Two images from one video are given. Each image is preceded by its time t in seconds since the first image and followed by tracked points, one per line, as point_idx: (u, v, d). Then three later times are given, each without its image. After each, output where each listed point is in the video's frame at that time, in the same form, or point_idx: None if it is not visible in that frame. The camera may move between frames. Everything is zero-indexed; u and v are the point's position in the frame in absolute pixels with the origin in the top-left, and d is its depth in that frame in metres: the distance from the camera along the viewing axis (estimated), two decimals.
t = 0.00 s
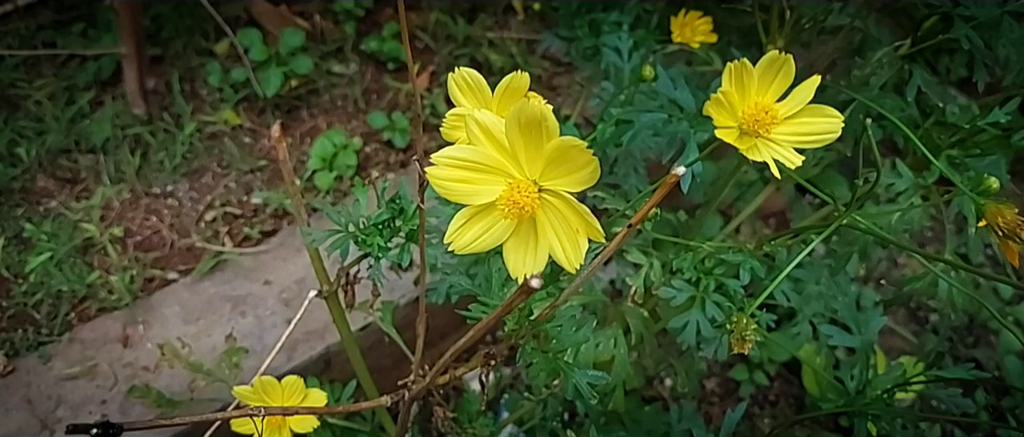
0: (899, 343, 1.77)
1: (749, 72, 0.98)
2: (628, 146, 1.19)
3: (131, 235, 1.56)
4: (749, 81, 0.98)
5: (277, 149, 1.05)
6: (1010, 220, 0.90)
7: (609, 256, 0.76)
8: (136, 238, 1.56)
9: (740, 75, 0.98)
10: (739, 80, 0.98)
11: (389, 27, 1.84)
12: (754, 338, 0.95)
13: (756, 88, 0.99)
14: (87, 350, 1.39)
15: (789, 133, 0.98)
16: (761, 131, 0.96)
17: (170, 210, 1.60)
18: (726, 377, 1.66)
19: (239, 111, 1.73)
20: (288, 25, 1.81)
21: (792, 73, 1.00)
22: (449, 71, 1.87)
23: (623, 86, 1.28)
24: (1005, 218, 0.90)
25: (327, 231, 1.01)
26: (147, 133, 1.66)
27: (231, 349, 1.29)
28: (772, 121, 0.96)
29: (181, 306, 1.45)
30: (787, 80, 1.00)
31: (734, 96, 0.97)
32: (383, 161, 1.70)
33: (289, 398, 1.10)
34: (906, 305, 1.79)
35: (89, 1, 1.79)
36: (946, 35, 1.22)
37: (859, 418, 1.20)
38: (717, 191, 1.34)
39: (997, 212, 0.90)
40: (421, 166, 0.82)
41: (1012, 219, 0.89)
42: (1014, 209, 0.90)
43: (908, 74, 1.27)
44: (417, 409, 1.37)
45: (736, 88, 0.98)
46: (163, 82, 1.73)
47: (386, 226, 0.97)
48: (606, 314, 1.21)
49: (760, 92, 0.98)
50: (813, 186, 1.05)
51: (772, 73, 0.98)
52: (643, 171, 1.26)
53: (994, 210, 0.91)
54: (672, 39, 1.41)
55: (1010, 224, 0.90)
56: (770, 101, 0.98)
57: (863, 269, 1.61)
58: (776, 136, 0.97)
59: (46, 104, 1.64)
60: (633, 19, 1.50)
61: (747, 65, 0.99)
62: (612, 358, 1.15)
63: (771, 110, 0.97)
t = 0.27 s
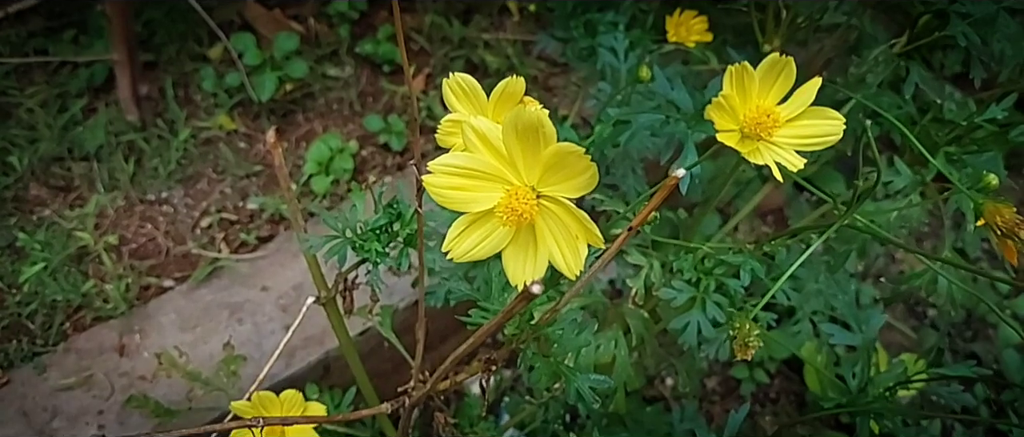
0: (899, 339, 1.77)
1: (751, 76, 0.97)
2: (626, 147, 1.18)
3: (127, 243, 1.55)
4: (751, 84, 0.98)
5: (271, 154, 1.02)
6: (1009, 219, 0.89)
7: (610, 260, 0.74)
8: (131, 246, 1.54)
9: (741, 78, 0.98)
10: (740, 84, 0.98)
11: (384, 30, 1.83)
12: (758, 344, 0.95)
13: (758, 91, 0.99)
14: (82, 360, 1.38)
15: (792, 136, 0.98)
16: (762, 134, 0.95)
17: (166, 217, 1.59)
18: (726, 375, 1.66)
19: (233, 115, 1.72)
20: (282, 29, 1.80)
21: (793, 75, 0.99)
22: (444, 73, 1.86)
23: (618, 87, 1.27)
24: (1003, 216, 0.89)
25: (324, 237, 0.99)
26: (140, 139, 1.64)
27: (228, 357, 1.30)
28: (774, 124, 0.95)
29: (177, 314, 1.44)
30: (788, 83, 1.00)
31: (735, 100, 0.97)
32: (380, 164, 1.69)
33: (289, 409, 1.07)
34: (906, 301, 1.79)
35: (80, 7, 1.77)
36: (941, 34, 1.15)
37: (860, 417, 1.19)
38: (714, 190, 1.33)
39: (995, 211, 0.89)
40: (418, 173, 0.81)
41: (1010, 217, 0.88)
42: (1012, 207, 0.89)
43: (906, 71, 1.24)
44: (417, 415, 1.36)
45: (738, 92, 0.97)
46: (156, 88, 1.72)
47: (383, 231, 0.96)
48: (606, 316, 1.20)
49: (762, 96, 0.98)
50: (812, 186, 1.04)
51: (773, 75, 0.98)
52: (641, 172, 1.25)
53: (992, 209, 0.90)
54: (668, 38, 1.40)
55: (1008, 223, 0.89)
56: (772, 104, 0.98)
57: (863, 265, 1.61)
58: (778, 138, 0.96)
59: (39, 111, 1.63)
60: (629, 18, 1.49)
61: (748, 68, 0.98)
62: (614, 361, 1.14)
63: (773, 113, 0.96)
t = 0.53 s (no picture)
0: (891, 336, 1.78)
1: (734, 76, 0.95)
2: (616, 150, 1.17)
3: (115, 253, 1.54)
4: (734, 84, 0.96)
5: (256, 163, 1.00)
6: (1000, 216, 0.89)
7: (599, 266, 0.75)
8: (120, 256, 1.54)
9: (723, 78, 0.96)
10: (723, 83, 0.96)
11: (371, 35, 1.82)
12: (751, 351, 0.97)
13: (741, 91, 0.97)
14: (72, 372, 1.37)
15: (775, 136, 0.97)
16: (746, 135, 0.94)
17: (154, 226, 1.58)
18: (720, 375, 1.66)
19: (221, 123, 1.71)
20: (269, 36, 1.79)
21: (775, 75, 0.98)
22: (433, 77, 1.85)
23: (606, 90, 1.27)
24: (995, 214, 0.89)
25: (312, 246, 0.98)
26: (128, 149, 1.63)
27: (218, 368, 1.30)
28: (758, 125, 0.95)
29: (167, 324, 1.43)
30: (770, 82, 0.98)
31: (718, 100, 0.95)
32: (369, 169, 1.69)
33: (277, 420, 1.05)
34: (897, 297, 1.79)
35: (65, 16, 1.75)
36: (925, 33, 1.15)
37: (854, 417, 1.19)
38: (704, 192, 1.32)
39: (986, 209, 0.90)
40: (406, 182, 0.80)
41: (1002, 215, 0.89)
42: (1003, 205, 0.90)
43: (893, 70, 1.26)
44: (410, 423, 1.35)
45: (721, 92, 0.96)
46: (143, 96, 1.71)
47: (372, 239, 0.95)
48: (598, 319, 1.20)
49: (745, 96, 0.97)
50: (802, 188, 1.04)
51: (755, 76, 0.97)
52: (630, 174, 1.24)
53: (983, 207, 0.90)
54: (655, 41, 1.40)
55: (999, 221, 0.89)
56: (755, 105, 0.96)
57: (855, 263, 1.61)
58: (762, 139, 0.96)
59: (24, 122, 1.62)
60: (617, 20, 1.49)
61: (731, 68, 0.96)
62: (607, 365, 1.14)
63: (756, 113, 0.95)
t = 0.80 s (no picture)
0: (881, 334, 1.78)
1: (721, 83, 0.96)
2: (604, 153, 1.17)
3: (102, 261, 1.53)
4: (721, 91, 0.97)
5: (243, 168, 1.00)
6: (986, 219, 0.89)
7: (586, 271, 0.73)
8: (107, 264, 1.53)
9: (710, 85, 0.96)
10: (710, 91, 0.97)
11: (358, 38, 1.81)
12: (735, 352, 0.96)
13: (729, 98, 0.98)
14: (59, 382, 1.36)
15: (763, 143, 0.97)
16: (732, 142, 0.95)
17: (141, 233, 1.57)
18: (711, 375, 1.66)
19: (208, 128, 1.70)
20: (255, 40, 1.78)
21: (763, 81, 0.98)
22: (421, 79, 1.84)
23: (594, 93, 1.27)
24: (981, 216, 0.89)
25: (299, 253, 0.98)
26: (114, 156, 1.62)
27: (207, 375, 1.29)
28: (744, 132, 0.95)
29: (155, 332, 1.42)
30: (758, 88, 0.98)
31: (705, 108, 0.96)
32: (357, 174, 1.68)
33: (265, 429, 1.03)
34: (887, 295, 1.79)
35: (49, 22, 1.74)
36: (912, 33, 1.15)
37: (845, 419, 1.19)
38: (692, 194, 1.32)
39: (973, 211, 0.89)
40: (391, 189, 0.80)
41: (988, 217, 0.88)
42: (990, 206, 0.89)
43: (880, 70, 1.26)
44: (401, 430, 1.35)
45: (707, 99, 0.96)
46: (129, 102, 1.70)
47: (359, 245, 0.95)
48: (588, 323, 1.19)
49: (732, 103, 0.97)
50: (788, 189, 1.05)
51: (742, 83, 0.97)
52: (619, 177, 1.24)
53: (971, 209, 0.90)
54: (642, 43, 1.38)
55: (986, 223, 0.89)
56: (742, 112, 0.97)
57: (844, 261, 1.61)
58: (749, 146, 0.96)
59: (8, 130, 1.60)
60: (604, 22, 1.49)
61: (717, 75, 0.97)
62: (598, 369, 1.14)
63: (743, 120, 0.96)
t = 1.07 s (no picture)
0: (871, 332, 1.78)
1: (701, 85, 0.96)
2: (591, 155, 1.17)
3: (88, 269, 1.52)
4: (702, 93, 0.97)
5: (228, 177, 1.01)
6: (974, 217, 0.90)
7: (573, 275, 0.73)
8: (93, 272, 1.52)
9: (691, 87, 0.96)
10: (691, 93, 0.97)
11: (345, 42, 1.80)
12: (722, 355, 0.99)
13: (709, 100, 0.98)
14: (45, 391, 1.35)
15: (745, 144, 0.97)
16: (714, 144, 0.95)
17: (127, 241, 1.56)
18: (702, 375, 1.66)
19: (194, 134, 1.69)
20: (241, 45, 1.77)
21: (743, 82, 0.99)
22: (408, 83, 1.84)
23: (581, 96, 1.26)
24: (969, 215, 0.89)
25: (285, 259, 0.98)
26: (99, 163, 1.61)
27: (194, 384, 1.27)
28: (726, 133, 0.95)
29: (142, 340, 1.41)
30: (739, 90, 0.99)
31: (687, 110, 0.96)
32: (345, 178, 1.67)
33: None
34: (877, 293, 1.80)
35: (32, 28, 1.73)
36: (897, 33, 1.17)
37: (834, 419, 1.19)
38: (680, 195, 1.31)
39: (961, 210, 0.89)
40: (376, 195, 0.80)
41: (976, 216, 0.89)
42: (977, 205, 0.89)
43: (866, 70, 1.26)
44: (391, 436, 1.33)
45: (689, 102, 0.96)
46: (114, 109, 1.69)
47: (345, 251, 0.95)
48: (578, 326, 1.19)
49: (712, 105, 0.97)
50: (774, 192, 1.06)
51: (723, 85, 0.97)
52: (608, 179, 1.24)
53: (958, 208, 0.90)
54: (629, 46, 1.36)
55: (973, 222, 0.89)
56: (724, 113, 0.97)
57: (834, 260, 1.61)
58: (731, 148, 0.96)
59: None
60: (591, 23, 1.49)
61: (698, 77, 0.97)
62: (587, 371, 1.13)
63: (724, 122, 0.96)
